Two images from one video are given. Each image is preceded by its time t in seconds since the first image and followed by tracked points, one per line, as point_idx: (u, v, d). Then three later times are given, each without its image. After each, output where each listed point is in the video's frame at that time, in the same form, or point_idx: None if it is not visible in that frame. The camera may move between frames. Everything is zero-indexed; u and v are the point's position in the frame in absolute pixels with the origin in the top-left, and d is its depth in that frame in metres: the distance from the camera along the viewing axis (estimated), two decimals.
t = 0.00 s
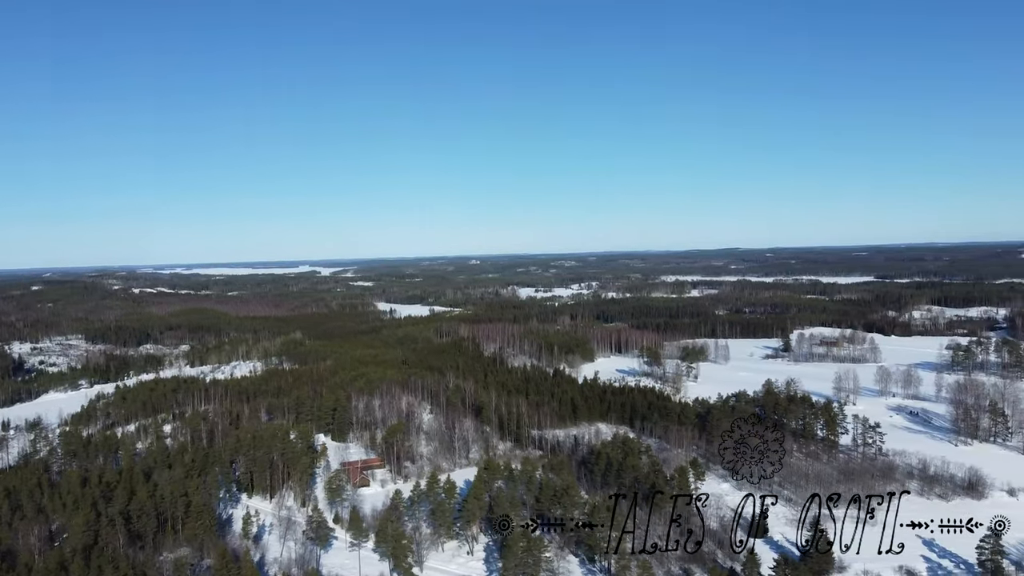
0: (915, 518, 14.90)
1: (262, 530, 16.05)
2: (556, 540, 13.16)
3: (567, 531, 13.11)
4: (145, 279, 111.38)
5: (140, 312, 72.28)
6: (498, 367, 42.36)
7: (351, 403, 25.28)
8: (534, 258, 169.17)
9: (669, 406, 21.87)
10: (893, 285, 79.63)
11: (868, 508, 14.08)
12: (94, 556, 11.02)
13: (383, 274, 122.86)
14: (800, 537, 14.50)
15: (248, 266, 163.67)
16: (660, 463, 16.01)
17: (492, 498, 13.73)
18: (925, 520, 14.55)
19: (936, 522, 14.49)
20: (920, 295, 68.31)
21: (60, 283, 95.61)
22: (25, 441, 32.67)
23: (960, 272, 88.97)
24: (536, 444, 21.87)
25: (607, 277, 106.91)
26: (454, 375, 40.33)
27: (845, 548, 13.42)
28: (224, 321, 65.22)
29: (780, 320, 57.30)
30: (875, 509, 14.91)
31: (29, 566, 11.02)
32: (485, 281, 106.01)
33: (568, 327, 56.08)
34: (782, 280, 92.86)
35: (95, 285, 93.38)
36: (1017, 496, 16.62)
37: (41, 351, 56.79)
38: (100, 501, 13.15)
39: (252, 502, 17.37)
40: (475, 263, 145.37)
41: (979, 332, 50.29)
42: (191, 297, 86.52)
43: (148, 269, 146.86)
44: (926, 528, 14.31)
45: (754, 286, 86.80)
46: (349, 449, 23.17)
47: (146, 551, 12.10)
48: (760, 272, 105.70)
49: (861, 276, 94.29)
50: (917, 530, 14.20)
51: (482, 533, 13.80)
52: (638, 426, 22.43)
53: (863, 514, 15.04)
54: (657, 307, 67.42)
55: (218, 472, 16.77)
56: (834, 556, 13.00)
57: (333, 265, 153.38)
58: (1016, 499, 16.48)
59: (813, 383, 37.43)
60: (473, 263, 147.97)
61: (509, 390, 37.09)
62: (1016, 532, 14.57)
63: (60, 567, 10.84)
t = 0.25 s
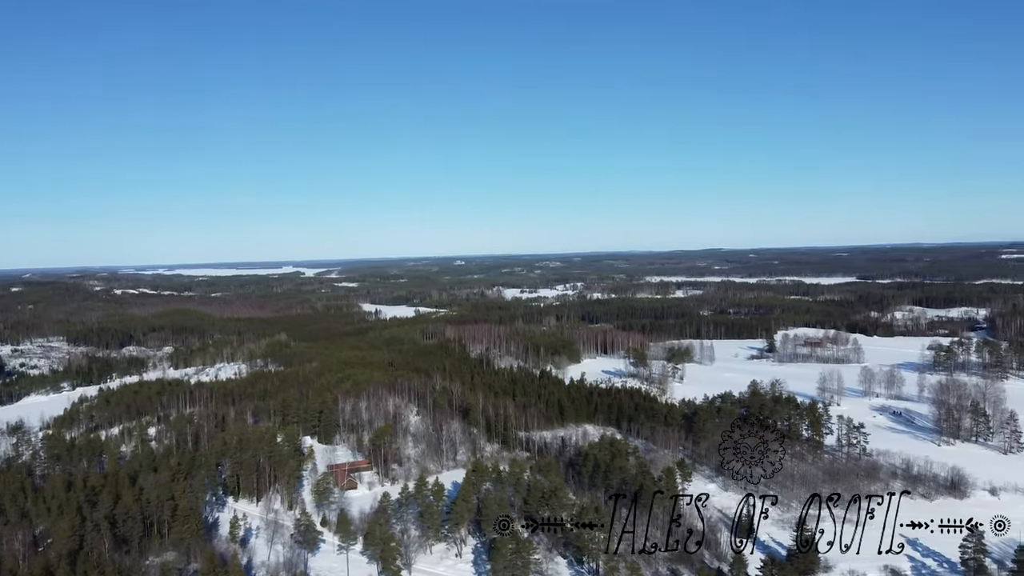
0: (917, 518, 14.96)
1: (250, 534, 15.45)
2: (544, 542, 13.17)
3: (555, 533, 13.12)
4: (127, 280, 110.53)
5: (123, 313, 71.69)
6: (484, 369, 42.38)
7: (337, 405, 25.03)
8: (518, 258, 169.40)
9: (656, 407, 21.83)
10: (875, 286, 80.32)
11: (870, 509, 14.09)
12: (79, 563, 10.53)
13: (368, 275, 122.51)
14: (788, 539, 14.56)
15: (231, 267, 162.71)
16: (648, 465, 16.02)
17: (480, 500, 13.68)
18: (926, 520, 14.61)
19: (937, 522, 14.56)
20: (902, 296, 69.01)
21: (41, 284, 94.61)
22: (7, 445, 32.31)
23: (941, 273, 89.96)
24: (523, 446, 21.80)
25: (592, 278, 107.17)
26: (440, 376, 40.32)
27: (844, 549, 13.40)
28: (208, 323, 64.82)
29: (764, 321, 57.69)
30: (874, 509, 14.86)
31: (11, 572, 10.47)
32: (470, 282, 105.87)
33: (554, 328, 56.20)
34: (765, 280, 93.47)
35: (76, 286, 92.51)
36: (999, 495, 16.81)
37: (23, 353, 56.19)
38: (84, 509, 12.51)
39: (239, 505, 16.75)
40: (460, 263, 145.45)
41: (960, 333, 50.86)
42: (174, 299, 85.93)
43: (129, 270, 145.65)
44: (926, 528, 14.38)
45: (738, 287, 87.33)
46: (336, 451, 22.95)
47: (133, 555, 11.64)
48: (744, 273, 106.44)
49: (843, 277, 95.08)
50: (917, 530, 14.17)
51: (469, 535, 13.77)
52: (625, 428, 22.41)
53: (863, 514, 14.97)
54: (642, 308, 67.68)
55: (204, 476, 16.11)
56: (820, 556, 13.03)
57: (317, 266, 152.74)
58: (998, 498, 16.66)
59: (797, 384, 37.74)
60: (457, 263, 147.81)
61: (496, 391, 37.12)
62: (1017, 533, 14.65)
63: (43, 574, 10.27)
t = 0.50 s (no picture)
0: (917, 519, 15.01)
1: (234, 537, 14.73)
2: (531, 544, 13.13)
3: (541, 535, 13.08)
4: (106, 281, 109.40)
5: (102, 315, 70.92)
6: (469, 370, 42.36)
7: (322, 407, 24.66)
8: (500, 258, 169.58)
9: (640, 409, 21.76)
10: (854, 287, 81.13)
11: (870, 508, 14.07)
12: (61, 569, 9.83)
13: (350, 275, 122.03)
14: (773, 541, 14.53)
15: (211, 267, 161.48)
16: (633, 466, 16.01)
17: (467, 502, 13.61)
18: (926, 520, 14.64)
19: (937, 522, 14.59)
20: (881, 296, 69.77)
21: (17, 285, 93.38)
22: None
23: (919, 274, 91.01)
24: (508, 448, 21.65)
25: (575, 279, 107.40)
26: (424, 378, 40.26)
27: (843, 548, 13.31)
28: (190, 324, 64.27)
29: (746, 322, 58.07)
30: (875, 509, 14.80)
31: None
32: (453, 283, 105.81)
33: (538, 329, 56.26)
34: (746, 281, 94.12)
35: (54, 288, 91.40)
36: (978, 494, 16.93)
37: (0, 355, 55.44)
38: (63, 515, 11.78)
39: (224, 510, 16.02)
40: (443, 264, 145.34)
41: (938, 333, 51.50)
42: (154, 300, 85.13)
43: (108, 270, 144.15)
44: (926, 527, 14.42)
45: (720, 287, 87.85)
46: (322, 453, 22.60)
47: (117, 561, 10.96)
48: (725, 274, 107.14)
49: (822, 278, 95.80)
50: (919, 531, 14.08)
51: (455, 537, 13.67)
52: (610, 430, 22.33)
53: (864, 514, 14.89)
54: (625, 309, 67.91)
55: (188, 480, 15.36)
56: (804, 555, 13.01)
57: (298, 267, 151.97)
58: (976, 497, 16.76)
59: (780, 385, 38.05)
60: (439, 263, 147.63)
61: (480, 393, 37.13)
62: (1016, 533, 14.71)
63: None
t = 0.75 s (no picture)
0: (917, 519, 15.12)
1: (220, 542, 14.10)
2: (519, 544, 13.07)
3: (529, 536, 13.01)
4: (88, 282, 108.35)
5: (83, 316, 70.22)
6: (455, 372, 42.33)
7: (308, 409, 24.17)
8: (485, 258, 169.69)
9: (627, 409, 21.66)
10: (837, 287, 81.82)
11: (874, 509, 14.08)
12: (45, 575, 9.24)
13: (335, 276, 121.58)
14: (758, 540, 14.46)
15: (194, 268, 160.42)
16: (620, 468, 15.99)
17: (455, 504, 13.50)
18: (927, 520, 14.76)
19: (937, 522, 14.71)
20: (863, 297, 70.38)
21: None
22: None
23: (899, 274, 91.82)
24: (496, 450, 21.41)
25: (560, 279, 107.58)
26: (410, 379, 40.18)
27: (844, 549, 13.30)
28: (173, 325, 63.78)
29: (731, 322, 58.39)
30: (876, 509, 14.97)
31: None
32: (438, 283, 105.61)
33: (523, 330, 56.31)
34: (730, 282, 94.64)
35: (35, 289, 90.42)
36: (960, 493, 17.06)
37: None
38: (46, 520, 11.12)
39: (210, 514, 15.36)
40: (428, 265, 145.20)
41: (920, 334, 52.01)
42: (136, 301, 84.42)
43: (89, 270, 142.77)
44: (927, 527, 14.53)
45: (704, 288, 88.31)
46: (309, 456, 22.20)
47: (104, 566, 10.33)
48: (709, 274, 107.70)
49: (805, 279, 96.55)
50: (920, 530, 14.10)
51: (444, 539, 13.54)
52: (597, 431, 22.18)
53: (864, 513, 15.10)
54: (610, 309, 68.10)
55: (174, 484, 14.67)
56: (791, 555, 13.00)
57: (281, 267, 150.95)
58: (958, 495, 16.88)
59: (764, 385, 38.31)
60: (424, 264, 147.34)
61: (467, 394, 37.13)
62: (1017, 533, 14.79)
63: None
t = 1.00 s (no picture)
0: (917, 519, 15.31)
1: (204, 545, 13.51)
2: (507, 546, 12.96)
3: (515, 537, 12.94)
4: (65, 283, 107.00)
5: (61, 318, 69.35)
6: (439, 374, 42.27)
7: (291, 412, 23.72)
8: (468, 258, 169.64)
9: (612, 410, 21.58)
10: (817, 288, 82.57)
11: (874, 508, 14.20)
12: None
13: (316, 277, 121.12)
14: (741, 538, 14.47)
15: (173, 269, 158.96)
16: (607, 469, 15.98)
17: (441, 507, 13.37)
18: (927, 521, 14.94)
19: (936, 522, 14.91)
20: (843, 297, 71.06)
21: None
22: None
23: (878, 275, 92.82)
24: (481, 452, 21.21)
25: (543, 280, 107.70)
26: (395, 381, 40.07)
27: (843, 549, 13.41)
28: (153, 328, 63.14)
29: (713, 323, 58.77)
30: (875, 509, 15.11)
31: None
32: (421, 284, 105.41)
33: (507, 331, 56.30)
34: (711, 282, 95.17)
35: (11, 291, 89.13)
36: (940, 492, 17.20)
37: None
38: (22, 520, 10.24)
39: (194, 517, 14.70)
40: (410, 265, 144.82)
41: (899, 334, 52.62)
42: (115, 302, 83.50)
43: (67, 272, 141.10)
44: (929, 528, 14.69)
45: (686, 288, 88.77)
46: (293, 458, 21.74)
47: None
48: (690, 275, 108.25)
49: (786, 279, 97.33)
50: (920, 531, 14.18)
51: (430, 542, 13.40)
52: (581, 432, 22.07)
53: (864, 513, 15.26)
54: (593, 310, 68.29)
55: (156, 487, 13.95)
56: (774, 554, 13.07)
57: (262, 268, 149.90)
58: (938, 494, 17.03)
59: (747, 386, 38.64)
60: (406, 265, 147.03)
61: (452, 396, 37.09)
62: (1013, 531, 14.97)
63: None
